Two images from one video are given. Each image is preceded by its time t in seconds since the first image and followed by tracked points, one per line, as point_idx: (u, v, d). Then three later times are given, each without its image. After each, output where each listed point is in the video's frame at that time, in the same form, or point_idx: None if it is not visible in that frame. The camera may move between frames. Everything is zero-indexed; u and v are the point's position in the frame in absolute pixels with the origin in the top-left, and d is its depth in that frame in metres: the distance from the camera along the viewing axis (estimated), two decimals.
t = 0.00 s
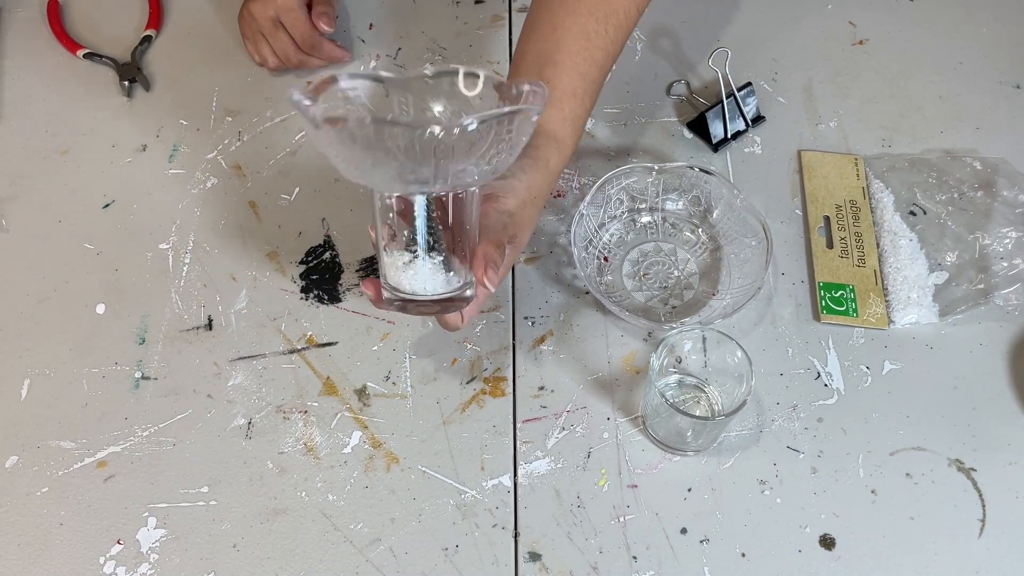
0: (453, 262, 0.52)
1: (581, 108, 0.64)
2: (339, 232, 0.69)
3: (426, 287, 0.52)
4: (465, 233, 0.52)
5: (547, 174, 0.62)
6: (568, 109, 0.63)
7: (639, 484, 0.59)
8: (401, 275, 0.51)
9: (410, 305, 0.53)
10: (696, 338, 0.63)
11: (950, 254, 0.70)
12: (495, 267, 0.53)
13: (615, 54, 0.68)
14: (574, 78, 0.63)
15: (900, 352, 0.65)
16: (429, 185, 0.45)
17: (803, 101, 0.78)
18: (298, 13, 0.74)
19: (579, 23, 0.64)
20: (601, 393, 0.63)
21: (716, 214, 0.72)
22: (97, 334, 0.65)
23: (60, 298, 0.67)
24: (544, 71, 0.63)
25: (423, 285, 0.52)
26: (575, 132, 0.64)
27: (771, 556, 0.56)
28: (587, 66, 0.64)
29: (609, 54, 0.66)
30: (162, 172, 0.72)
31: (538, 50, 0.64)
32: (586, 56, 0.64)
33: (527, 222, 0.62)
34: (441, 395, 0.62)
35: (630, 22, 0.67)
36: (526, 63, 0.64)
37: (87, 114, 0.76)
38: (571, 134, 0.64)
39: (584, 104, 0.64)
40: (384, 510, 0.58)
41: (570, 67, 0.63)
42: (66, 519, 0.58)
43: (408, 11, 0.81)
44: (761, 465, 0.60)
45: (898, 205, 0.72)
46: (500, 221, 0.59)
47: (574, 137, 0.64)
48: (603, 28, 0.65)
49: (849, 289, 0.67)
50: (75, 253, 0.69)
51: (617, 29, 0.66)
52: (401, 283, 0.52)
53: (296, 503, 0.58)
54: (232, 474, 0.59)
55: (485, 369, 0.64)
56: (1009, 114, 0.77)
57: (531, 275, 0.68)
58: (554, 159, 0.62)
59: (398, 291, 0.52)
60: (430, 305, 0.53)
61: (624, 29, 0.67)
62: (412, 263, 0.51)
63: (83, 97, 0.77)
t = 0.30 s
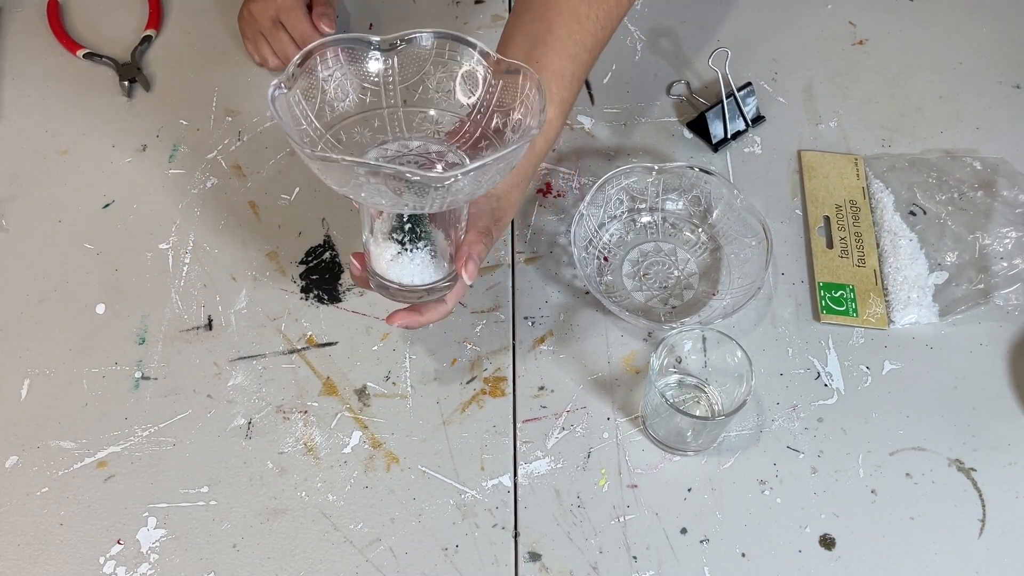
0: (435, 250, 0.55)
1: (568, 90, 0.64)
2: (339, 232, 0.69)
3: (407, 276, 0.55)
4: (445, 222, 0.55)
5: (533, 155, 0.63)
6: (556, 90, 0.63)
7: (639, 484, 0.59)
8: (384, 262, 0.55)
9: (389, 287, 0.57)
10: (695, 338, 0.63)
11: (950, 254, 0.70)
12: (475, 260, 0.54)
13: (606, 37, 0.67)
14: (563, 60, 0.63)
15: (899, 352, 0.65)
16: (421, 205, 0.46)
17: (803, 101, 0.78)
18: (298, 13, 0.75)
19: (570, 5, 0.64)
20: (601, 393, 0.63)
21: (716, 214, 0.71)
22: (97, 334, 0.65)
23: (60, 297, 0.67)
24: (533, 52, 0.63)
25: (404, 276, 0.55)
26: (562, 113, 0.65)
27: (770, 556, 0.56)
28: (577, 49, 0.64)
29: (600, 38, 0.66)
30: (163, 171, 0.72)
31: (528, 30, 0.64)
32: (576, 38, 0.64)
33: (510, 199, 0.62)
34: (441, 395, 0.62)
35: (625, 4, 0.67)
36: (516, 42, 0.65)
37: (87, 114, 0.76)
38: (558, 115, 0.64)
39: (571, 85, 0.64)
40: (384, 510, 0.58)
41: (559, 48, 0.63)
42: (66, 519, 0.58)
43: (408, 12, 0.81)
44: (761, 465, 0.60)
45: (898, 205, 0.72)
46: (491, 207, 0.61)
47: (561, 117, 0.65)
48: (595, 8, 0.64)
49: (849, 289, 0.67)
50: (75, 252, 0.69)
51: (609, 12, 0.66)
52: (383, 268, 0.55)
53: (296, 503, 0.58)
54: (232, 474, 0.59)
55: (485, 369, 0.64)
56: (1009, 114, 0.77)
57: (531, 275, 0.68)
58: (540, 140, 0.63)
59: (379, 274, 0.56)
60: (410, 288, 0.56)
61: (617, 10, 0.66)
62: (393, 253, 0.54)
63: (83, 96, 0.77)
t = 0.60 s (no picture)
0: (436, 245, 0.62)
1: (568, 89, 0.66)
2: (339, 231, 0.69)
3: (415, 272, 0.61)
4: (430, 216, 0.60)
5: (534, 151, 0.65)
6: (555, 89, 0.65)
7: (639, 483, 0.59)
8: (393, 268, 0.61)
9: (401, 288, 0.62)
10: (695, 338, 0.63)
11: (950, 254, 0.70)
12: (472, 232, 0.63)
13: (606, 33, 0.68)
14: (562, 59, 0.64)
15: (900, 352, 0.65)
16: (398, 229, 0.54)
17: (803, 101, 0.78)
18: (298, 14, 0.75)
19: (569, 5, 0.63)
20: (601, 393, 0.63)
21: (716, 213, 0.71)
22: (97, 334, 0.65)
23: (60, 297, 0.67)
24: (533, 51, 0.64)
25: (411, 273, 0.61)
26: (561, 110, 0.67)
27: (770, 556, 0.56)
28: (576, 49, 0.65)
29: (600, 36, 0.66)
30: (163, 172, 0.72)
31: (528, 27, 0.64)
32: (575, 38, 0.64)
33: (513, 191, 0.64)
34: (441, 396, 0.62)
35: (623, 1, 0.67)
36: (515, 40, 0.65)
37: (87, 114, 0.76)
38: (558, 112, 0.66)
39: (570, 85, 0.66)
40: (384, 510, 0.58)
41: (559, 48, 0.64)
42: (66, 519, 0.58)
43: (408, 12, 0.81)
44: (761, 465, 0.60)
45: (898, 205, 0.72)
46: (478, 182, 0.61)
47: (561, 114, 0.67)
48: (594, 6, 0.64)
49: (849, 289, 0.67)
50: (75, 253, 0.69)
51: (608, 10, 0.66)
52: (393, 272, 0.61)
53: (296, 503, 0.58)
54: (232, 474, 0.59)
55: (485, 369, 0.64)
56: (1009, 114, 0.77)
57: (531, 275, 0.68)
58: (541, 136, 0.65)
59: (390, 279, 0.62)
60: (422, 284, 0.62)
61: (616, 7, 0.67)
62: (397, 260, 0.60)
63: (83, 96, 0.77)
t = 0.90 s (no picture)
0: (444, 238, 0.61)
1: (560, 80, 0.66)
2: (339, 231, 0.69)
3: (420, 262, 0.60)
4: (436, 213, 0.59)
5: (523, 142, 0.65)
6: (546, 80, 0.65)
7: (639, 484, 0.59)
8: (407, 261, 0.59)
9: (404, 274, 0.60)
10: (695, 338, 0.63)
11: (949, 254, 0.70)
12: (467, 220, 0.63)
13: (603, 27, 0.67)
14: (555, 52, 0.64)
15: (900, 352, 0.65)
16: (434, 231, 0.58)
17: (803, 102, 0.78)
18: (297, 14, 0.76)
19: None
20: (601, 393, 0.63)
21: (716, 213, 0.71)
22: (97, 334, 0.65)
23: (60, 298, 0.67)
24: (527, 43, 0.64)
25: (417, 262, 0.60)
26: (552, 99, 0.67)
27: (770, 556, 0.56)
28: (568, 41, 0.64)
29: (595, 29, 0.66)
30: (163, 172, 0.72)
31: (522, 19, 0.64)
32: (568, 32, 0.64)
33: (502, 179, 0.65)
34: (441, 396, 0.62)
35: None
36: (511, 31, 0.65)
37: (87, 114, 0.76)
38: (551, 103, 0.66)
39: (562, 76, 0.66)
40: (384, 510, 0.58)
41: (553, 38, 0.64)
42: (66, 519, 0.58)
43: (408, 11, 0.81)
44: (761, 465, 0.60)
45: (898, 205, 0.72)
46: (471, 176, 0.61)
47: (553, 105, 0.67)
48: None
49: (849, 289, 0.67)
50: (75, 253, 0.69)
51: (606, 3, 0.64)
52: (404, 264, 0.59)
53: (296, 503, 0.58)
54: (232, 474, 0.59)
55: (485, 369, 0.63)
56: (1009, 114, 0.77)
57: (531, 275, 0.68)
58: (531, 126, 0.65)
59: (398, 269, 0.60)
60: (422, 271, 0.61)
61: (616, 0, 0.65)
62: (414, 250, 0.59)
63: (83, 96, 0.77)
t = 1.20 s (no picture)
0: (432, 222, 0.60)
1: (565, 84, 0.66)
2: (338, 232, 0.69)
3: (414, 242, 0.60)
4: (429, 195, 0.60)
5: (523, 144, 0.65)
6: (548, 82, 0.64)
7: (639, 484, 0.59)
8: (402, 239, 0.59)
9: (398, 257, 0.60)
10: (695, 338, 0.63)
11: (950, 254, 0.70)
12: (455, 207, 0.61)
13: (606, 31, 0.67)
14: (558, 55, 0.64)
15: (900, 352, 0.65)
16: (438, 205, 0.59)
17: (803, 101, 0.78)
18: (298, 12, 0.76)
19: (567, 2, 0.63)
20: (600, 393, 0.63)
21: (716, 213, 0.71)
22: (97, 334, 0.65)
23: (60, 298, 0.67)
24: (530, 46, 0.64)
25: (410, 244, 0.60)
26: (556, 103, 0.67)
27: (770, 556, 0.56)
28: (571, 44, 0.64)
29: (600, 33, 0.66)
30: (163, 171, 0.72)
31: (526, 23, 0.64)
32: (571, 35, 0.64)
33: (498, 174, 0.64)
34: (441, 396, 0.62)
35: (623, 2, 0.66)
36: (514, 34, 0.65)
37: (87, 114, 0.76)
38: (554, 106, 0.66)
39: (568, 79, 0.66)
40: (384, 510, 0.58)
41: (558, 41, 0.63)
42: (66, 519, 0.58)
43: (408, 12, 0.81)
44: (761, 465, 0.59)
45: (898, 205, 0.72)
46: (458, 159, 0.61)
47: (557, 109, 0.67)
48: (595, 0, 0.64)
49: (849, 289, 0.67)
50: (75, 253, 0.69)
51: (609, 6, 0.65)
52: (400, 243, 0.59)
53: (296, 503, 0.58)
54: (232, 474, 0.59)
55: (485, 369, 0.63)
56: (1009, 114, 0.77)
57: (531, 276, 0.68)
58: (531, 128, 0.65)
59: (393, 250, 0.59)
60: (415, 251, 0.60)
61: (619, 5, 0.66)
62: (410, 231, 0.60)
63: (82, 96, 0.77)
